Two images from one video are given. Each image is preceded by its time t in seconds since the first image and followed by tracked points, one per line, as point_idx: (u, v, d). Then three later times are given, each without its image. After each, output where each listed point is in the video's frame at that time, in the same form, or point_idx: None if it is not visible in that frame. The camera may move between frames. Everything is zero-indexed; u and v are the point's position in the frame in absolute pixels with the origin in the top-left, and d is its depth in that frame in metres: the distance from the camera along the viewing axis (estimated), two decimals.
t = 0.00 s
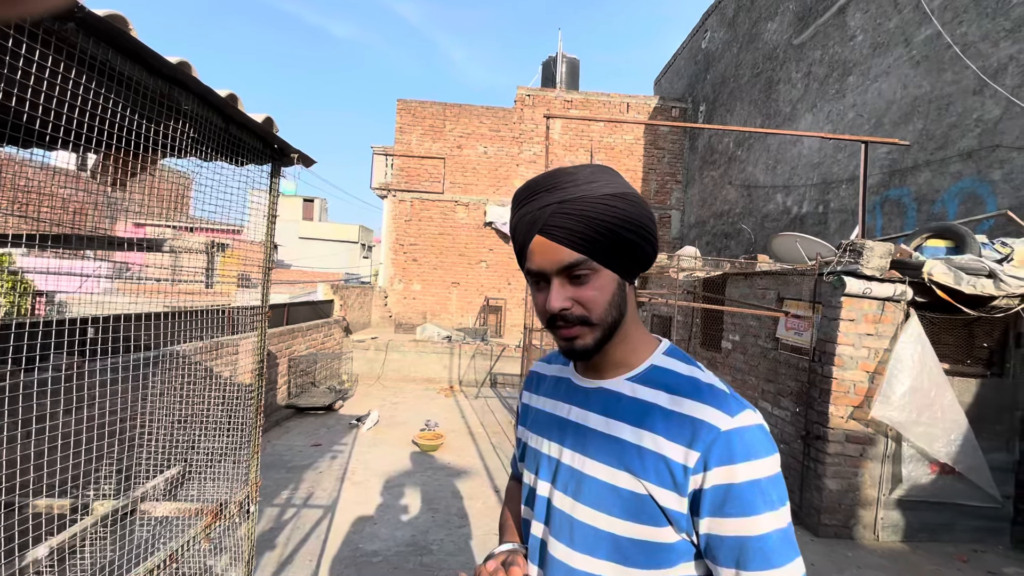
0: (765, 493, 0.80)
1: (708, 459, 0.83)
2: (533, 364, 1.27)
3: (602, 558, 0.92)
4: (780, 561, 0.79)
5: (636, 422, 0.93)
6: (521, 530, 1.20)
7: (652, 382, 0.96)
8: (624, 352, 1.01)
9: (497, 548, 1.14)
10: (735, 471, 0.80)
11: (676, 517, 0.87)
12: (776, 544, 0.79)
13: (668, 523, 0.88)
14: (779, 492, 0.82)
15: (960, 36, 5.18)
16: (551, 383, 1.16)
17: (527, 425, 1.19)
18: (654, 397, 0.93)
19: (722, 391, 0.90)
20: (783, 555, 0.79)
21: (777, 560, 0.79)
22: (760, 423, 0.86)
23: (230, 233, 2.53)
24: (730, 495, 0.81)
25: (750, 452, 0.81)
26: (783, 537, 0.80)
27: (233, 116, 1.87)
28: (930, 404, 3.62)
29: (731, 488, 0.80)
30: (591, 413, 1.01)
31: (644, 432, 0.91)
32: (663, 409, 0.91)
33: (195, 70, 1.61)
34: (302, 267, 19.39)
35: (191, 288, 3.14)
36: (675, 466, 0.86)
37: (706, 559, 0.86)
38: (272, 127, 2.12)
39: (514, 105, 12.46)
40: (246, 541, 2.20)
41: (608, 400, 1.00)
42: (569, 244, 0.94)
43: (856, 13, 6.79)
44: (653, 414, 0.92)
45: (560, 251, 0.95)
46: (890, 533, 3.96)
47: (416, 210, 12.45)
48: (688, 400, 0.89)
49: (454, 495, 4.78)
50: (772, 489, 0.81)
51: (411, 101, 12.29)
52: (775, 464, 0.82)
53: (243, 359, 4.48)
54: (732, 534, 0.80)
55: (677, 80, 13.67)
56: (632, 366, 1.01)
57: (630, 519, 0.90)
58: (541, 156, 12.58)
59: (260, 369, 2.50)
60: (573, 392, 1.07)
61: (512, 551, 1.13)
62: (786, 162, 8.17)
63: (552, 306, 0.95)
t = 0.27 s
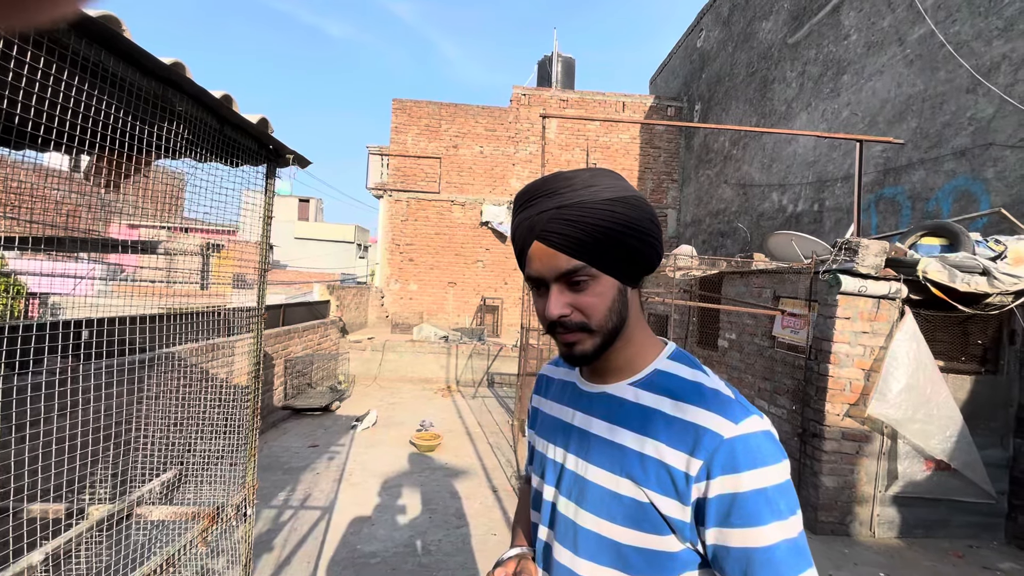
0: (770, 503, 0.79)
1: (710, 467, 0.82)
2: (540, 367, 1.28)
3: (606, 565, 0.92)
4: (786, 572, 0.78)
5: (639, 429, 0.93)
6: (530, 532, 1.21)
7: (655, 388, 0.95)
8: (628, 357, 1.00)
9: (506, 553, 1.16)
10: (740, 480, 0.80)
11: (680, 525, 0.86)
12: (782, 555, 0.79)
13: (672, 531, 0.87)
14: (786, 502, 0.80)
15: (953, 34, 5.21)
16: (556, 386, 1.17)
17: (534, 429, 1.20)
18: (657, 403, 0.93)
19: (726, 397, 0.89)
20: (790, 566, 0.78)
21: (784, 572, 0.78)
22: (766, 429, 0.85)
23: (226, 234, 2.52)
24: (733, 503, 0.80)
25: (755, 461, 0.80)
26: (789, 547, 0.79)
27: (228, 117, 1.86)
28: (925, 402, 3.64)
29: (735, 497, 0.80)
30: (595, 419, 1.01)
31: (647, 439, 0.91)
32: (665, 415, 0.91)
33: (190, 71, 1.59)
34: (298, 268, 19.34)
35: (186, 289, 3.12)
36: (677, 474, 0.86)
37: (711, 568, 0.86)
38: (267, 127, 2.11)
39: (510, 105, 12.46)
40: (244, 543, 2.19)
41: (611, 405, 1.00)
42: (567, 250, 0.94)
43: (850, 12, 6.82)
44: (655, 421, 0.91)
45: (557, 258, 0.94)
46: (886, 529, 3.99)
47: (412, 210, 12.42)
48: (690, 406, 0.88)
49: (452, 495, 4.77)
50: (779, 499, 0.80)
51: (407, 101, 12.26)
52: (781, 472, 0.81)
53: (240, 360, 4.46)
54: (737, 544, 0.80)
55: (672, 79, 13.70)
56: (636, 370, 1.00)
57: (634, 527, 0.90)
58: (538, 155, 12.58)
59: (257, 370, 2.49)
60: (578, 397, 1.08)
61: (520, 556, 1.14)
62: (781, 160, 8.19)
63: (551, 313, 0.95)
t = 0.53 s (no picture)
0: (764, 506, 0.79)
1: (705, 470, 0.82)
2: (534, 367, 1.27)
3: (599, 568, 0.92)
4: None
5: (634, 431, 0.93)
6: (522, 533, 1.20)
7: (650, 389, 0.95)
8: (622, 358, 1.00)
9: (499, 551, 1.15)
10: (734, 483, 0.79)
11: (674, 528, 0.86)
12: (776, 558, 0.78)
13: (666, 534, 0.87)
14: (779, 505, 0.80)
15: (950, 32, 5.22)
16: (551, 387, 1.16)
17: (528, 429, 1.19)
18: (652, 405, 0.93)
19: (721, 400, 0.88)
20: (784, 570, 0.78)
21: None
22: (761, 433, 0.84)
23: (223, 235, 2.51)
24: (727, 506, 0.80)
25: (750, 465, 0.80)
26: (782, 551, 0.79)
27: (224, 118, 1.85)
28: (923, 400, 3.65)
29: (730, 501, 0.79)
30: (589, 420, 1.01)
31: (642, 441, 0.91)
32: (660, 417, 0.90)
33: (185, 72, 1.58)
34: (297, 269, 19.30)
35: (184, 290, 3.11)
36: (672, 477, 0.86)
37: (704, 571, 0.85)
38: (263, 128, 2.10)
39: (507, 104, 12.45)
40: (241, 546, 2.18)
41: (605, 407, 0.99)
42: (560, 252, 0.93)
43: (847, 10, 6.82)
44: (650, 423, 0.91)
45: (550, 259, 0.94)
46: (885, 527, 3.99)
47: (410, 210, 12.41)
48: (685, 409, 0.88)
49: (451, 495, 4.77)
50: (772, 502, 0.80)
51: (405, 101, 12.24)
52: (775, 476, 0.81)
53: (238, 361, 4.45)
54: (731, 548, 0.79)
55: (670, 78, 13.69)
56: (631, 372, 1.00)
57: (627, 530, 0.90)
58: (536, 155, 12.57)
59: (255, 371, 2.48)
60: (572, 397, 1.07)
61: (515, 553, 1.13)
62: (779, 159, 8.20)
63: (544, 315, 0.94)
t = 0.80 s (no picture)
0: (751, 506, 0.79)
1: (693, 470, 0.81)
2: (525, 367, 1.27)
3: (587, 568, 0.92)
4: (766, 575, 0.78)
5: (622, 431, 0.92)
6: (512, 533, 1.20)
7: (638, 390, 0.95)
8: (612, 359, 0.99)
9: (487, 554, 1.14)
10: (721, 482, 0.79)
11: (662, 528, 0.86)
12: (762, 558, 0.78)
13: (653, 534, 0.87)
14: (766, 505, 0.80)
15: (950, 30, 5.20)
16: (540, 387, 1.16)
17: (518, 430, 1.19)
18: (640, 405, 0.92)
19: (708, 399, 0.88)
20: (770, 570, 0.78)
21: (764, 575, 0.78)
22: (749, 433, 0.84)
23: (220, 236, 2.50)
24: (714, 506, 0.79)
25: (737, 464, 0.80)
26: (769, 550, 0.78)
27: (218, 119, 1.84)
28: (923, 398, 3.63)
29: (716, 500, 0.79)
30: (578, 420, 1.00)
31: (630, 441, 0.90)
32: (648, 417, 0.90)
33: (178, 73, 1.58)
34: (298, 269, 19.30)
35: (183, 291, 3.11)
36: (659, 477, 0.85)
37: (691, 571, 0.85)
38: (258, 129, 2.09)
39: (507, 104, 12.44)
40: (239, 548, 2.18)
41: (594, 407, 0.99)
42: (549, 253, 0.92)
43: (847, 8, 6.80)
44: (638, 423, 0.91)
45: (539, 261, 0.93)
46: (885, 526, 3.98)
47: (410, 210, 12.40)
48: (673, 408, 0.88)
49: (451, 495, 4.77)
50: (759, 502, 0.79)
51: (404, 101, 12.23)
52: (762, 476, 0.80)
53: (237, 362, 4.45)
54: (717, 548, 0.79)
55: (670, 76, 13.66)
56: (620, 372, 0.99)
57: (615, 529, 0.89)
58: (535, 154, 12.56)
59: (252, 373, 2.48)
60: (561, 398, 1.07)
61: (503, 557, 1.13)
62: (779, 158, 8.18)
63: (533, 317, 0.93)
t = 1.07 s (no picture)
0: (744, 500, 0.78)
1: (686, 464, 0.81)
2: (519, 365, 1.27)
3: (581, 563, 0.91)
4: (759, 569, 0.77)
5: (616, 426, 0.92)
6: (505, 531, 1.19)
7: (632, 385, 0.95)
8: (605, 355, 0.99)
9: (479, 550, 1.14)
10: (714, 476, 0.79)
11: (655, 523, 0.85)
12: (755, 552, 0.77)
13: (646, 529, 0.87)
14: (759, 499, 0.80)
15: (955, 27, 5.16)
16: (535, 384, 1.16)
17: (512, 427, 1.19)
18: (634, 400, 0.92)
19: (702, 394, 0.88)
20: (762, 564, 0.78)
21: (756, 570, 0.77)
22: (741, 428, 0.84)
23: (222, 236, 2.51)
24: (707, 501, 0.79)
25: (730, 458, 0.79)
26: (762, 545, 0.78)
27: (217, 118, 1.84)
28: (926, 397, 3.61)
29: (709, 494, 0.79)
30: (572, 416, 1.00)
31: (623, 436, 0.90)
32: (642, 412, 0.89)
33: (176, 71, 1.58)
34: (301, 269, 19.34)
35: (186, 291, 3.11)
36: (652, 471, 0.85)
37: (684, 566, 0.84)
38: (257, 128, 2.09)
39: (509, 103, 12.43)
40: (240, 547, 2.17)
41: (588, 402, 0.99)
42: (543, 247, 0.92)
43: (851, 5, 6.76)
44: (632, 417, 0.90)
45: (533, 255, 0.93)
46: (889, 526, 3.96)
47: (412, 209, 12.41)
48: (667, 403, 0.87)
49: (453, 495, 4.76)
50: (751, 496, 0.79)
51: (406, 101, 12.24)
52: (755, 470, 0.80)
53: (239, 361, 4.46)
54: (709, 542, 0.78)
55: (673, 75, 13.63)
56: (613, 367, 0.99)
57: (608, 524, 0.89)
58: (537, 153, 12.54)
59: (253, 372, 2.49)
60: (555, 394, 1.07)
61: (495, 553, 1.12)
62: (782, 156, 8.15)
63: (527, 311, 0.93)
